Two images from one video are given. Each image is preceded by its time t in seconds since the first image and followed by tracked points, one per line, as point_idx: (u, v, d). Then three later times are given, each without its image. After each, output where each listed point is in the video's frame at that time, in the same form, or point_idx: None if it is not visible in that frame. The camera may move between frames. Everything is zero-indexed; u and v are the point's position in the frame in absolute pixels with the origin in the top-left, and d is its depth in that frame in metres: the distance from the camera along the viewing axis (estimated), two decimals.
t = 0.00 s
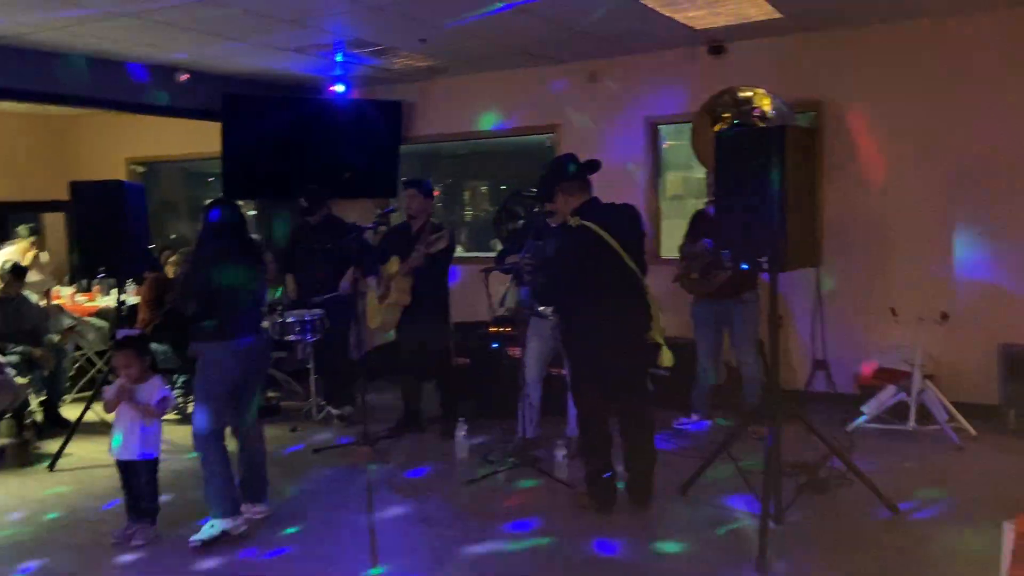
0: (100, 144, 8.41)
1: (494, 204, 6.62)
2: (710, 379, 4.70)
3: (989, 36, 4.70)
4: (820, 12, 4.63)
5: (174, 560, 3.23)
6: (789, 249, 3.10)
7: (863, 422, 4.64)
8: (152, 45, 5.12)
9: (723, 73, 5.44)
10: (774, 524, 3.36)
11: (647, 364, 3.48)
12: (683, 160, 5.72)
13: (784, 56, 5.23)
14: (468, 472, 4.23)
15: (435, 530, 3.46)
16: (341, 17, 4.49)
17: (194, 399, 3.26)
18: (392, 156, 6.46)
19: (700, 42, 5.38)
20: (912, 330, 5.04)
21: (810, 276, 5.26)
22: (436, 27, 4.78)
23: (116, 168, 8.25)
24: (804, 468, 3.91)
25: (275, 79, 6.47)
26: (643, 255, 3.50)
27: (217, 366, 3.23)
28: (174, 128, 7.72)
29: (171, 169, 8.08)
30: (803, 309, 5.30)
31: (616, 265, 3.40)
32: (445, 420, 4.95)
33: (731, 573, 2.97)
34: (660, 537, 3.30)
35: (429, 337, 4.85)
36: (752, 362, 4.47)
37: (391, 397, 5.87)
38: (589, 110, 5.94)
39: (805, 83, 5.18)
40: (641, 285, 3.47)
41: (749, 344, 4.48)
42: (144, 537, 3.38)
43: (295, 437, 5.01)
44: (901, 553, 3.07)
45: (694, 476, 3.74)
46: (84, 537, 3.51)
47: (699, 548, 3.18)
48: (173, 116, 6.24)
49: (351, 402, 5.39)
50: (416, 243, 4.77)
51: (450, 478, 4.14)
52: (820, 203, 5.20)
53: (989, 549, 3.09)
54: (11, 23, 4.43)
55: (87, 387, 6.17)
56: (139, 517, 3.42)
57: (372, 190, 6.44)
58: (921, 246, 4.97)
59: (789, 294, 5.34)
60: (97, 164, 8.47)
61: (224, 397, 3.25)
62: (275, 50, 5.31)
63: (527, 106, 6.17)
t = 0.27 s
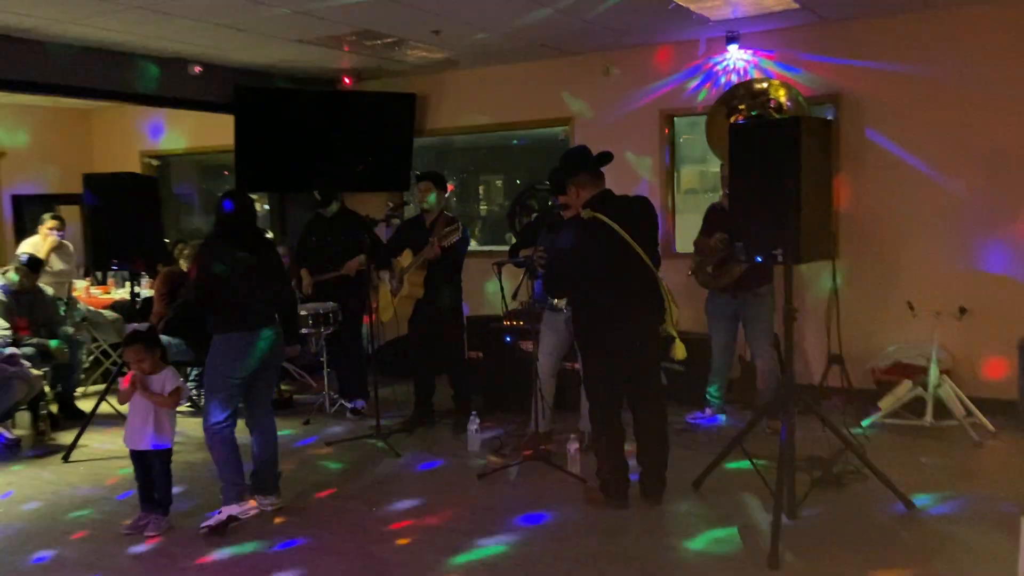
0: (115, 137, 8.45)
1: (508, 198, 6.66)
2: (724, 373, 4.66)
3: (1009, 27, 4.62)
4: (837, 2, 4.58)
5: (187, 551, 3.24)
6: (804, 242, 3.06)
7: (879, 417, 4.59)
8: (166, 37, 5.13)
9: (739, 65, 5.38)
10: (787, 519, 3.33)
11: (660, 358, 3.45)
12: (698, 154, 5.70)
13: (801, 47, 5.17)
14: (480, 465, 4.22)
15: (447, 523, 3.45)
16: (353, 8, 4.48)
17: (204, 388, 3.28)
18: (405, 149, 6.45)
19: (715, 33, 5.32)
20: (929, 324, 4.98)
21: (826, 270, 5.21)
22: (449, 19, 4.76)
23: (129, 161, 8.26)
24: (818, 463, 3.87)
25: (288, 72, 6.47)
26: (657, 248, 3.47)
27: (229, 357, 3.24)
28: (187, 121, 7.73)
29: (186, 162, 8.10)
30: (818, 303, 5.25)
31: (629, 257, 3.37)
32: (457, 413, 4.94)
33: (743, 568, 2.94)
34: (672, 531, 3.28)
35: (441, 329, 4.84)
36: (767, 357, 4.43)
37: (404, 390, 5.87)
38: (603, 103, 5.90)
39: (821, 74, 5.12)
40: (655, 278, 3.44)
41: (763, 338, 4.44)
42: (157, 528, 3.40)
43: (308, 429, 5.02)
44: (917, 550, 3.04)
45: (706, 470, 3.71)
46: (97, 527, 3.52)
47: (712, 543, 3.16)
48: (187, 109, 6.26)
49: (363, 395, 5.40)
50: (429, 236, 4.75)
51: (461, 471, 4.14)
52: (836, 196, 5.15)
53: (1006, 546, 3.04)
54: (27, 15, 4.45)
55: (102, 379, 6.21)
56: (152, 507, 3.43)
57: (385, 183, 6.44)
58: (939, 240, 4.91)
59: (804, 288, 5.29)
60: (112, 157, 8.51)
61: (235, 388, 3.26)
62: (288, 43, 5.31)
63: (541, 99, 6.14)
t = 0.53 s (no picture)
0: (123, 130, 8.47)
1: (515, 191, 6.68)
2: (730, 367, 4.66)
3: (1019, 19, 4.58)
4: None
5: (193, 542, 3.26)
6: (810, 236, 3.05)
7: (885, 412, 4.58)
8: (172, 30, 5.13)
9: (747, 57, 5.35)
10: (792, 514, 3.33)
11: (665, 352, 3.45)
12: (705, 148, 5.70)
13: (807, 40, 5.14)
14: (485, 458, 4.23)
15: (451, 516, 3.47)
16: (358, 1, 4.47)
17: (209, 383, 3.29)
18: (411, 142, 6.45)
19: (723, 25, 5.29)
20: (936, 319, 4.96)
21: (833, 264, 5.19)
22: (455, 11, 4.75)
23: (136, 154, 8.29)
24: (823, 458, 3.87)
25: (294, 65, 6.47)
26: (661, 241, 3.47)
27: (235, 351, 3.25)
28: (193, 113, 7.73)
29: (192, 155, 8.12)
30: (825, 298, 5.24)
31: (634, 251, 3.37)
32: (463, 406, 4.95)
33: (747, 563, 2.94)
34: (676, 526, 3.28)
35: (446, 322, 4.85)
36: (773, 351, 4.42)
37: (410, 383, 5.89)
38: (609, 96, 5.88)
39: (829, 67, 5.09)
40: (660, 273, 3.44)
41: (769, 332, 4.43)
42: (164, 519, 3.42)
43: (314, 422, 5.04)
44: (921, 544, 3.03)
45: (711, 464, 3.71)
46: (104, 518, 3.55)
47: (716, 537, 3.16)
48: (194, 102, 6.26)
49: (369, 388, 5.41)
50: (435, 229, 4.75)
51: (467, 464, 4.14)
52: (843, 190, 5.13)
53: (1011, 542, 3.03)
54: (34, 7, 4.46)
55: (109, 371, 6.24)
56: (159, 499, 3.45)
57: (391, 176, 6.45)
58: (945, 234, 4.89)
59: (810, 282, 5.28)
60: (120, 150, 8.54)
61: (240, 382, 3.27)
62: (294, 35, 5.31)
63: (547, 92, 6.13)
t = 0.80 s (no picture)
0: (146, 127, 8.57)
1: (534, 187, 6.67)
2: (750, 365, 4.63)
3: None
4: None
5: (215, 535, 3.29)
6: (832, 233, 3.03)
7: (907, 411, 4.54)
8: (194, 28, 5.18)
9: (768, 53, 5.32)
10: (812, 512, 3.31)
11: (685, 349, 3.44)
12: (724, 145, 5.68)
13: (830, 35, 5.10)
14: (503, 455, 4.24)
15: (470, 511, 3.48)
16: None
17: (232, 379, 3.32)
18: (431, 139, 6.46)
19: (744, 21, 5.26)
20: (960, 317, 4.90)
21: (855, 261, 5.15)
22: (475, 8, 4.76)
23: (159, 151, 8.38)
24: (844, 456, 3.84)
25: (314, 62, 6.50)
26: (681, 238, 3.45)
27: (258, 348, 3.27)
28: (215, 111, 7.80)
29: (214, 152, 8.19)
30: (846, 296, 5.19)
31: (653, 248, 3.36)
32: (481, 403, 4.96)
33: (767, 561, 2.93)
34: (695, 524, 3.27)
35: (465, 319, 4.86)
36: (793, 349, 4.39)
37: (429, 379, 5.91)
38: (629, 92, 5.87)
39: (851, 63, 5.05)
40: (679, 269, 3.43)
41: (790, 329, 4.40)
42: (187, 512, 3.45)
43: (334, 417, 5.06)
44: (944, 544, 3.01)
45: (731, 462, 3.70)
46: (127, 511, 3.59)
47: (735, 534, 3.15)
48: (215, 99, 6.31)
49: (388, 383, 5.44)
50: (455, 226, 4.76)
51: (485, 460, 4.15)
52: (865, 187, 5.09)
53: None
54: (59, 6, 4.51)
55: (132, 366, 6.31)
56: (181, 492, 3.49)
57: (411, 172, 6.46)
58: (969, 231, 4.83)
59: (832, 279, 5.24)
60: (143, 146, 8.63)
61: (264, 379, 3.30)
62: (314, 33, 5.34)
63: (567, 89, 6.12)
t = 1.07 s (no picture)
0: (186, 127, 8.73)
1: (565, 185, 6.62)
2: (786, 365, 4.59)
3: None
4: None
5: (255, 529, 3.35)
6: (872, 234, 2.99)
7: (947, 413, 4.49)
8: (234, 30, 5.26)
9: (804, 50, 5.27)
10: (850, 515, 3.27)
11: (720, 349, 3.43)
12: (759, 142, 5.58)
13: (869, 32, 5.04)
14: (537, 453, 4.25)
15: (504, 509, 3.50)
16: None
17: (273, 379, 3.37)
18: (465, 138, 6.50)
19: (780, 18, 5.22)
20: (1003, 318, 4.81)
21: (894, 261, 5.08)
22: (509, 8, 4.78)
23: (200, 150, 8.57)
24: (882, 459, 3.79)
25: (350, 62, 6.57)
26: (717, 237, 3.44)
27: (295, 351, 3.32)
28: (254, 111, 7.94)
29: (251, 152, 8.31)
30: (885, 296, 5.13)
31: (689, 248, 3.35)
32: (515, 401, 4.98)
33: (804, 564, 2.91)
34: (731, 524, 3.26)
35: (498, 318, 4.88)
36: (830, 349, 4.34)
37: (462, 376, 5.94)
38: (663, 91, 5.85)
39: (890, 60, 4.99)
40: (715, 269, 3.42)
41: (827, 330, 4.36)
42: (227, 506, 3.52)
43: (368, 414, 5.12)
44: (986, 549, 2.96)
45: (767, 463, 3.67)
46: (169, 504, 3.66)
47: (772, 536, 3.14)
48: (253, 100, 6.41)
49: (422, 381, 5.48)
50: (488, 225, 4.78)
51: (519, 459, 4.16)
52: (904, 185, 5.02)
53: None
54: (104, 10, 4.62)
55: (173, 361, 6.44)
56: (223, 486, 3.56)
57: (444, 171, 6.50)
58: (1011, 231, 4.74)
59: (870, 279, 5.17)
60: (183, 146, 8.80)
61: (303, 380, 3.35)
62: (351, 34, 5.39)
63: (600, 87, 6.11)
